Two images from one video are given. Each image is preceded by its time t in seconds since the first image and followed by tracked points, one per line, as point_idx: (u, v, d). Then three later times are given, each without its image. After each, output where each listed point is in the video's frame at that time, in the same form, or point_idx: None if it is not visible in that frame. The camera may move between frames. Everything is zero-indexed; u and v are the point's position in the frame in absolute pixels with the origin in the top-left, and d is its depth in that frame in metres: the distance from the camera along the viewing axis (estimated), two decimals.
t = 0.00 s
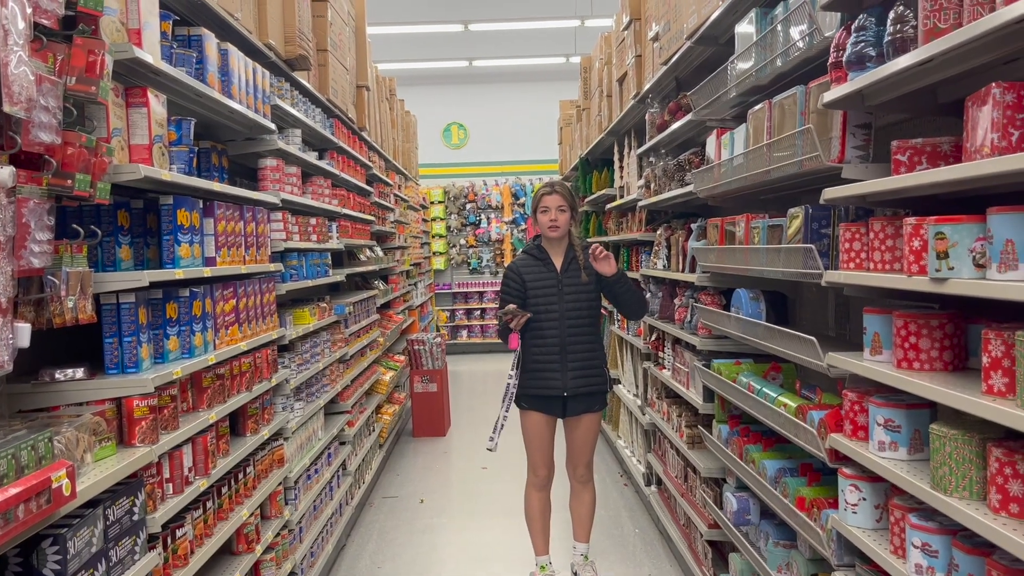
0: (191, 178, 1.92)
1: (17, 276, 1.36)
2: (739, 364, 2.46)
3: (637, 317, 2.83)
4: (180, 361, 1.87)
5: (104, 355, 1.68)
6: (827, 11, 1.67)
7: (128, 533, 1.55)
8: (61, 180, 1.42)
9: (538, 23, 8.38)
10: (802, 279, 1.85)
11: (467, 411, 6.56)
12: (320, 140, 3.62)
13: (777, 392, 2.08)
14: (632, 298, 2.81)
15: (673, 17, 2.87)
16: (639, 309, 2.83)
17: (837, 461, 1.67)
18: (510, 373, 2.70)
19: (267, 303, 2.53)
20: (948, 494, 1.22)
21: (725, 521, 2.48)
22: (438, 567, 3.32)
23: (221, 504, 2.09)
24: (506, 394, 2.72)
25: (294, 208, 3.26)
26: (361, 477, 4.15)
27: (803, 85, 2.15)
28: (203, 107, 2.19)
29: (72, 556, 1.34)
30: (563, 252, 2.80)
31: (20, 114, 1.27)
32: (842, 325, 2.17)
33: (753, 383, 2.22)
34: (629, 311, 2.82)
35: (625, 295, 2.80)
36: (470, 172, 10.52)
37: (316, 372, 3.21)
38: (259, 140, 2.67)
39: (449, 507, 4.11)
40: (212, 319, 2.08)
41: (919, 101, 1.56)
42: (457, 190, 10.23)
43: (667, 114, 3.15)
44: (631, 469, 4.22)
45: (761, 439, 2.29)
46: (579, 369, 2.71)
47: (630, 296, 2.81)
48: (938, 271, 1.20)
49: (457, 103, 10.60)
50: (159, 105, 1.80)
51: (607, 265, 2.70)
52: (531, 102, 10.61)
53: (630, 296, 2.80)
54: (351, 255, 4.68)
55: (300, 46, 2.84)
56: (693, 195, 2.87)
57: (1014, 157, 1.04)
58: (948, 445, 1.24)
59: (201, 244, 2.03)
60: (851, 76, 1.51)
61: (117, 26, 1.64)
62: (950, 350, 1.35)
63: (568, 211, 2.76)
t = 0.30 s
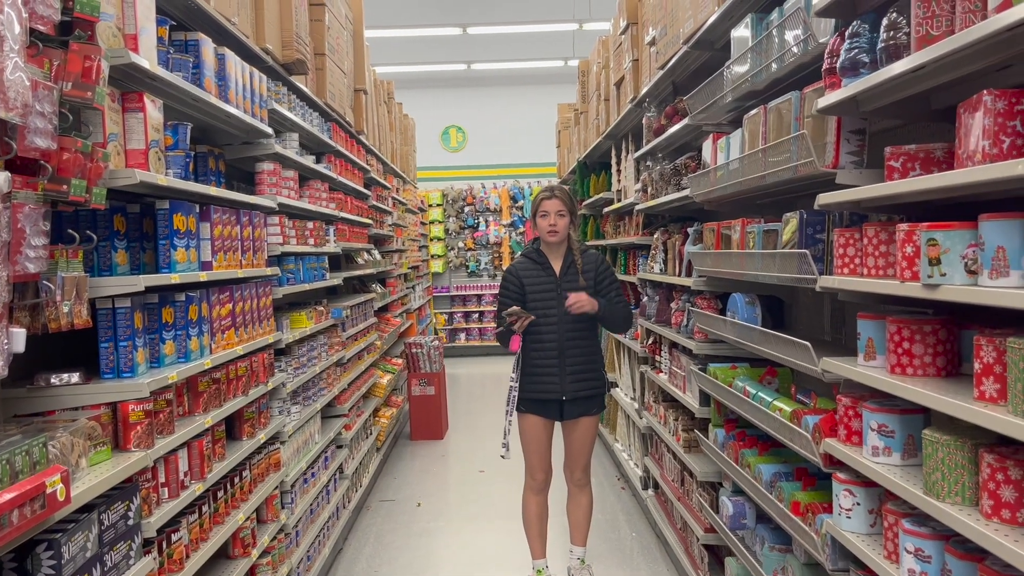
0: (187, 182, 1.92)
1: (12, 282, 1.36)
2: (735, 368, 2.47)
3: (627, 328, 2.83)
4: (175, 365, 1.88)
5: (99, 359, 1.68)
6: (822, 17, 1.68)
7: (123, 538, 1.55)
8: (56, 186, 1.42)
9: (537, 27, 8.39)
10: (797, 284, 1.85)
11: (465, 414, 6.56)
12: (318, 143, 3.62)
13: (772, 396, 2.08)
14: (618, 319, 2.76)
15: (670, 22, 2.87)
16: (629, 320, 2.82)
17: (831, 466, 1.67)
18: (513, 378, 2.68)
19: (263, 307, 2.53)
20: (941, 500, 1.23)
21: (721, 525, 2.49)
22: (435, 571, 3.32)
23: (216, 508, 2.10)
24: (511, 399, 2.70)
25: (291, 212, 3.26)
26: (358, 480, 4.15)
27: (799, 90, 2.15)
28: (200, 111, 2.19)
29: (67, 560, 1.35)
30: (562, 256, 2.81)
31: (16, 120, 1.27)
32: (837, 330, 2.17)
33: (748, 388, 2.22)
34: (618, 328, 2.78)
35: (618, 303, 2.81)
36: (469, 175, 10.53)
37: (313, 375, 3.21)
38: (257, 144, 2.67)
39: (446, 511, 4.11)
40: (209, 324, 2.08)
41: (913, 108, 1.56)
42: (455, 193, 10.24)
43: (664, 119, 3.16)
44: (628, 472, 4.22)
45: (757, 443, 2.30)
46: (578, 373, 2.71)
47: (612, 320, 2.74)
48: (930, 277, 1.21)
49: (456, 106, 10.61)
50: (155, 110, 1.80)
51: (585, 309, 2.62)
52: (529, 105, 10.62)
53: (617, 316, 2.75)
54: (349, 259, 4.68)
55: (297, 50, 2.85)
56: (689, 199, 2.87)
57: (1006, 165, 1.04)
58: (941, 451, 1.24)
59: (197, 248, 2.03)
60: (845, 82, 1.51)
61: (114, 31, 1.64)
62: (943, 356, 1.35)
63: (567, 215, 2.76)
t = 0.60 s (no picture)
0: (183, 184, 1.92)
1: (7, 283, 1.36)
2: (732, 370, 2.47)
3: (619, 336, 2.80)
4: (171, 367, 1.87)
5: (94, 361, 1.68)
6: (818, 20, 1.68)
7: (117, 540, 1.55)
8: (51, 187, 1.42)
9: (536, 29, 8.40)
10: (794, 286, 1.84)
11: (463, 416, 6.55)
12: (316, 145, 3.62)
13: (769, 399, 2.08)
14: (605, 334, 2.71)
15: (667, 24, 2.87)
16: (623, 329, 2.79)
17: (828, 469, 1.67)
18: (538, 373, 2.63)
19: (260, 309, 2.52)
20: (937, 504, 1.22)
21: (718, 528, 2.48)
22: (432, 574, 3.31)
23: (212, 510, 2.09)
24: (546, 398, 2.65)
25: (289, 214, 3.26)
26: (356, 482, 4.15)
27: (796, 93, 2.15)
28: (197, 113, 2.19)
29: (60, 562, 1.34)
30: (563, 257, 2.80)
31: (10, 121, 1.28)
32: (834, 333, 2.17)
33: (745, 390, 2.22)
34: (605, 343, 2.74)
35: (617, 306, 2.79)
36: (468, 177, 10.53)
37: (310, 377, 3.20)
38: (254, 146, 2.67)
39: (444, 513, 4.10)
40: (205, 326, 2.07)
41: (910, 110, 1.56)
42: (454, 195, 10.24)
43: (662, 121, 3.16)
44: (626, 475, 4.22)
45: (754, 446, 2.30)
46: (578, 373, 2.72)
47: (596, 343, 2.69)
48: (926, 280, 1.21)
49: (455, 108, 10.61)
50: (152, 112, 1.80)
51: (555, 340, 2.65)
52: (529, 107, 10.62)
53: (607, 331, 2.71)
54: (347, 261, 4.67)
55: (295, 52, 2.85)
56: (687, 201, 2.87)
57: (1001, 168, 1.04)
58: (936, 454, 1.23)
59: (193, 250, 2.03)
60: (842, 85, 1.51)
61: (109, 33, 1.64)
62: (939, 359, 1.35)
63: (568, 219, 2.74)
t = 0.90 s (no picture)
0: (181, 186, 1.93)
1: (4, 285, 1.36)
2: (730, 373, 2.47)
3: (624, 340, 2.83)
4: (169, 369, 1.88)
5: (92, 363, 1.69)
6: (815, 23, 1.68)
7: (114, 541, 1.55)
8: (49, 189, 1.43)
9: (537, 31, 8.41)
10: (790, 290, 1.85)
11: (463, 418, 6.56)
12: (315, 147, 3.62)
13: (766, 402, 2.09)
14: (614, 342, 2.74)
15: (666, 28, 2.88)
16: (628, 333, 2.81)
17: (823, 472, 1.67)
18: (551, 375, 2.64)
19: (258, 310, 2.53)
20: (929, 507, 1.23)
21: (715, 531, 2.49)
22: None
23: (209, 512, 2.09)
24: (555, 401, 2.65)
25: (287, 216, 3.27)
26: (354, 484, 4.15)
27: (793, 96, 2.16)
28: (196, 115, 2.20)
29: (57, 563, 1.35)
30: (567, 261, 2.78)
31: (8, 123, 1.28)
32: (832, 336, 2.17)
33: (742, 394, 2.22)
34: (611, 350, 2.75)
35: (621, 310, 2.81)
36: (468, 179, 10.54)
37: (309, 379, 3.21)
38: (253, 148, 2.68)
39: (443, 515, 4.11)
40: (203, 327, 2.08)
41: (905, 114, 1.57)
42: (455, 197, 10.26)
43: (660, 124, 3.17)
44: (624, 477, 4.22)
45: (751, 449, 2.30)
46: (581, 378, 2.71)
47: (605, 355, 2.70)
48: (919, 284, 1.21)
49: (455, 110, 10.62)
50: (150, 114, 1.80)
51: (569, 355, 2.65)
52: (529, 109, 10.63)
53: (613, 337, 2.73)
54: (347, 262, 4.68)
55: (295, 54, 2.85)
56: (685, 204, 2.88)
57: (993, 172, 1.04)
58: (929, 458, 1.24)
59: (192, 252, 2.03)
60: (837, 89, 1.52)
61: (108, 36, 1.64)
62: (933, 363, 1.36)
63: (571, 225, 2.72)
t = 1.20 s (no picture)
0: (180, 184, 1.93)
1: (2, 281, 1.37)
2: (727, 373, 2.47)
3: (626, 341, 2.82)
4: (166, 366, 1.88)
5: (90, 360, 1.69)
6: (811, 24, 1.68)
7: (111, 538, 1.56)
8: (47, 186, 1.44)
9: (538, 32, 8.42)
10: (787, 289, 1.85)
11: (463, 418, 6.56)
12: (315, 146, 3.63)
13: (762, 402, 2.09)
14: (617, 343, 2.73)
15: (665, 28, 2.89)
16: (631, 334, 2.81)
17: (818, 471, 1.68)
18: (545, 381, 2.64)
19: (257, 309, 2.54)
20: (923, 505, 1.23)
21: (713, 530, 2.49)
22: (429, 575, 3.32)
23: (207, 509, 2.10)
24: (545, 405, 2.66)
25: (287, 215, 3.28)
26: (354, 483, 4.16)
27: (790, 96, 2.16)
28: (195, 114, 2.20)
29: (53, 559, 1.35)
30: (572, 262, 2.78)
31: (6, 120, 1.29)
32: (829, 336, 2.17)
33: (739, 393, 2.23)
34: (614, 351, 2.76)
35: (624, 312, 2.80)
36: (469, 180, 10.55)
37: (308, 378, 3.21)
38: (252, 147, 2.69)
39: (442, 515, 4.11)
40: (201, 325, 2.09)
41: (901, 114, 1.57)
42: (455, 197, 10.27)
43: (659, 124, 3.17)
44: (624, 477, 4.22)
45: (748, 449, 2.30)
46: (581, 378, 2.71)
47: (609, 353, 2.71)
48: (912, 283, 1.21)
49: (456, 111, 10.63)
50: (149, 112, 1.81)
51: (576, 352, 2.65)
52: (530, 110, 10.64)
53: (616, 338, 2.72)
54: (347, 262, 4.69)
55: (294, 54, 2.86)
56: (683, 204, 2.88)
57: (986, 171, 1.05)
58: (922, 456, 1.24)
59: (190, 250, 2.04)
60: (833, 89, 1.52)
61: (107, 34, 1.65)
62: (927, 362, 1.36)
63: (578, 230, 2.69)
